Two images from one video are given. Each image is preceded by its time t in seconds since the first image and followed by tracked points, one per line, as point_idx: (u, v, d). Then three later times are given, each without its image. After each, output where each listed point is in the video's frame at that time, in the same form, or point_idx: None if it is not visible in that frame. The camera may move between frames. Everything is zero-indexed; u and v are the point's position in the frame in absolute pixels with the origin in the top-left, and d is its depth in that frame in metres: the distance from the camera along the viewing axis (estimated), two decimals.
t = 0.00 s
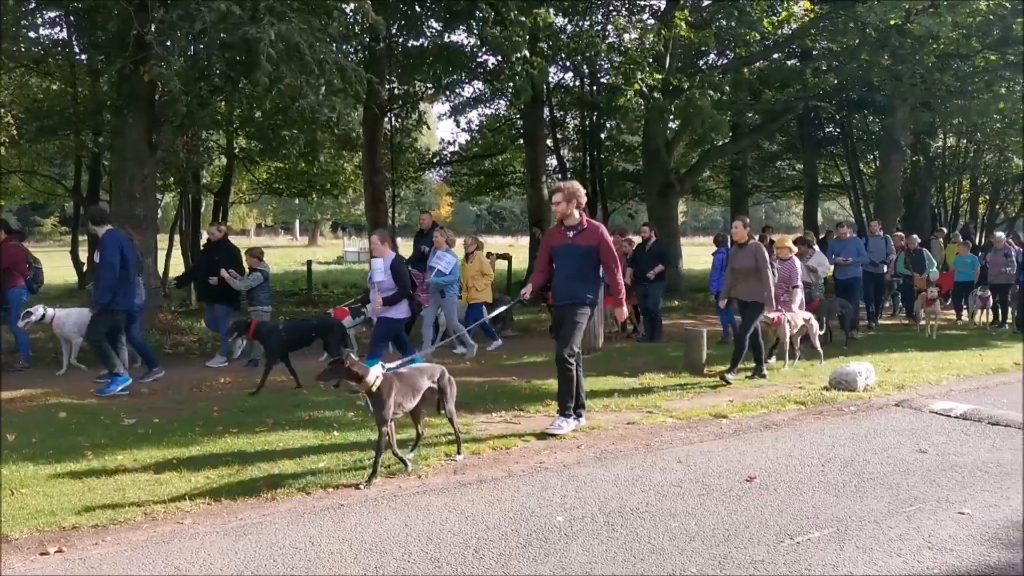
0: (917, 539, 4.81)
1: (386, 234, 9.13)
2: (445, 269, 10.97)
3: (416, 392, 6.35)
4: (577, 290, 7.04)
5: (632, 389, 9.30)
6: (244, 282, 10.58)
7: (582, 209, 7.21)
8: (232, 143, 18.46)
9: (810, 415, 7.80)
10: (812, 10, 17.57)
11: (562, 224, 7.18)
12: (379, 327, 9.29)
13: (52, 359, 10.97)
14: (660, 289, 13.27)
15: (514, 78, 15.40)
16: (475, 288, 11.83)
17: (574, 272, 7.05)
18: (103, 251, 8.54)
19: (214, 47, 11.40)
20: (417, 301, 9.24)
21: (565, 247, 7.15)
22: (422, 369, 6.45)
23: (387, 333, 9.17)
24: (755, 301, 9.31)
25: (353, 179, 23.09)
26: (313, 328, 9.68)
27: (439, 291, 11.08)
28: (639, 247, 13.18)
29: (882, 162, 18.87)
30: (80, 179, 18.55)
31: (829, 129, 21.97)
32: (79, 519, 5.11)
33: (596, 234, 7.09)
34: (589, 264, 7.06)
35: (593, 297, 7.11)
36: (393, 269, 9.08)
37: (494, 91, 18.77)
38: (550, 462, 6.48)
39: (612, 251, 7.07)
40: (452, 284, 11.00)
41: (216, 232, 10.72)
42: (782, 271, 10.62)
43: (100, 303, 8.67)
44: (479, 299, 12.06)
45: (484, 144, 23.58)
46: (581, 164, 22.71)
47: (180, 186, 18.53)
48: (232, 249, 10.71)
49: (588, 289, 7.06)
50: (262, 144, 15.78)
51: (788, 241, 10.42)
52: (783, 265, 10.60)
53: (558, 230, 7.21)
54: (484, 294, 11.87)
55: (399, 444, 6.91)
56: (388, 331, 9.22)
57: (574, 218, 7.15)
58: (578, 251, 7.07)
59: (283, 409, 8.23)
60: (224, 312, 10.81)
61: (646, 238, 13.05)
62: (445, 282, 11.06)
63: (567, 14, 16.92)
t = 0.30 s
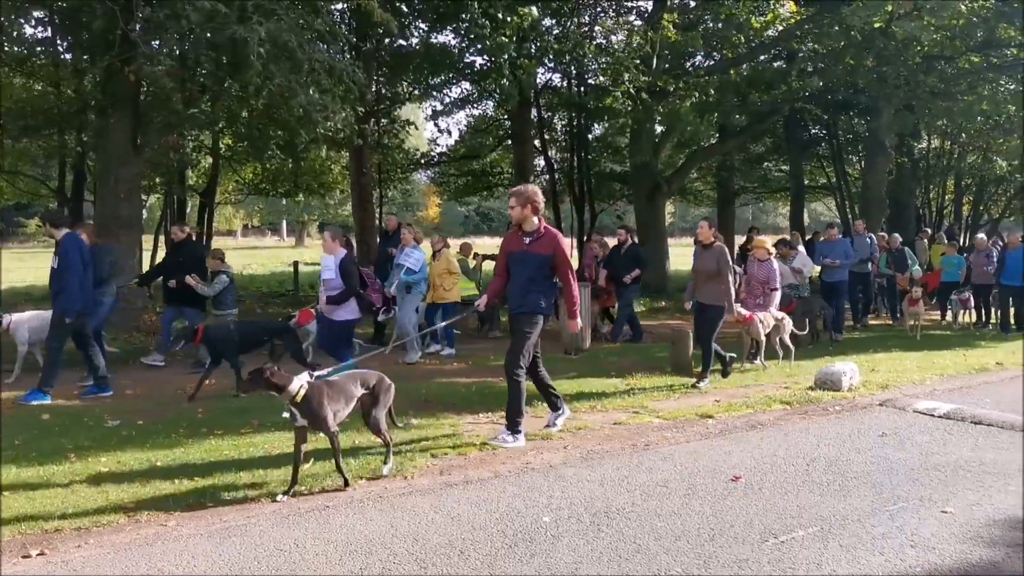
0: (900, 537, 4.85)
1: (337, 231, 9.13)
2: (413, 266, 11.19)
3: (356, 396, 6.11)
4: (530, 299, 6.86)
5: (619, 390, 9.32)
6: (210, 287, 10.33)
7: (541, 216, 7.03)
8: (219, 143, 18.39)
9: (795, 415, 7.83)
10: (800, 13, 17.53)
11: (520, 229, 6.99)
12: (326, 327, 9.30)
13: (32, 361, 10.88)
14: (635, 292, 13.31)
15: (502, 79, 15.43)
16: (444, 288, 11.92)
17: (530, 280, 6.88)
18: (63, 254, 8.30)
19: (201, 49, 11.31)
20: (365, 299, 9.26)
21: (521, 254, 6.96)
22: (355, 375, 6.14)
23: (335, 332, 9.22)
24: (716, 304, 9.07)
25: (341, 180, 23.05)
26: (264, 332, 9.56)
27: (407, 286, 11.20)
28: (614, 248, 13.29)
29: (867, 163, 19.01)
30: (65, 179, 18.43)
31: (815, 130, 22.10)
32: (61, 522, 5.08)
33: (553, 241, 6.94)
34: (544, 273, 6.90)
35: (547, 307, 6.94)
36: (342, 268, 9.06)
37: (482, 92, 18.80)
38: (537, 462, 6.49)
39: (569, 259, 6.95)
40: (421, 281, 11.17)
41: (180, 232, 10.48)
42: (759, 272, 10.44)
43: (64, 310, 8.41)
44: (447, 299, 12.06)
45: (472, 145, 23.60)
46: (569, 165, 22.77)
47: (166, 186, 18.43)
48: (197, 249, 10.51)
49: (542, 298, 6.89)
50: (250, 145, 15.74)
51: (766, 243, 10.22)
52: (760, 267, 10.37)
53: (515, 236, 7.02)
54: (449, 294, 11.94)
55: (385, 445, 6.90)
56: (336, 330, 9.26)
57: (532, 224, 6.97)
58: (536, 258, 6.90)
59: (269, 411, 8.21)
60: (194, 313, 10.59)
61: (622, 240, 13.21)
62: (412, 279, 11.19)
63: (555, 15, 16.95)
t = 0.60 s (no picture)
0: (877, 535, 4.89)
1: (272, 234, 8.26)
2: (373, 270, 10.99)
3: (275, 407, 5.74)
4: (470, 291, 6.67)
5: (599, 390, 9.35)
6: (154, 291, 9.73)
7: (488, 203, 6.78)
8: (198, 143, 18.28)
9: (773, 415, 7.88)
10: (778, 15, 17.40)
11: (465, 217, 6.78)
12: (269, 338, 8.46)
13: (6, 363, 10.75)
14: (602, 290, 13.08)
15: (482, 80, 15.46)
16: (399, 291, 11.80)
17: (467, 270, 6.69)
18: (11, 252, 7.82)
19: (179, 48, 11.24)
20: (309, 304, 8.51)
21: (463, 243, 6.76)
22: (278, 386, 5.76)
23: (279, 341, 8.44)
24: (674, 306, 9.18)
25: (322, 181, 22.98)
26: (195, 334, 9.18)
27: (366, 292, 11.03)
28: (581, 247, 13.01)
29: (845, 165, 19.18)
30: (41, 179, 18.24)
31: (794, 132, 22.28)
32: (37, 526, 5.03)
33: (496, 231, 6.68)
34: (485, 264, 6.67)
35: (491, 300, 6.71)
36: (282, 271, 8.28)
37: (463, 92, 18.84)
38: (517, 463, 6.49)
39: (508, 251, 6.62)
40: (380, 286, 11.04)
41: (127, 234, 10.09)
42: (733, 273, 10.48)
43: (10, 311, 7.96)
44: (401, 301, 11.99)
45: (453, 146, 23.58)
46: (550, 166, 22.82)
47: (144, 186, 18.29)
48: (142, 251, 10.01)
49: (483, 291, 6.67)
50: (230, 145, 15.65)
51: (740, 243, 10.36)
52: (733, 267, 10.41)
53: (460, 224, 6.82)
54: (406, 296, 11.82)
55: (364, 446, 6.89)
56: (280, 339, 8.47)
57: (476, 212, 6.74)
58: (475, 248, 6.69)
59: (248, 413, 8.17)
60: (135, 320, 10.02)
61: (587, 238, 12.90)
62: (371, 284, 11.03)
63: (536, 16, 16.98)
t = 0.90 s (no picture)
0: (852, 534, 4.93)
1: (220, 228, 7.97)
2: (332, 269, 10.28)
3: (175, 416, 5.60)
4: (397, 301, 6.44)
5: (579, 391, 9.36)
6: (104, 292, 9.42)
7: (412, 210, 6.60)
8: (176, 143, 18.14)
9: (751, 415, 7.93)
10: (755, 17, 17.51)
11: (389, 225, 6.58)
12: (207, 337, 7.94)
13: None
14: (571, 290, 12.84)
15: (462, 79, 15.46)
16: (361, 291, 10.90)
17: (392, 279, 6.47)
18: None
19: (155, 47, 11.29)
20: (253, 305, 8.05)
21: (388, 252, 6.55)
22: (176, 394, 5.62)
23: (218, 342, 7.89)
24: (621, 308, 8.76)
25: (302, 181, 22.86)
26: (126, 342, 8.79)
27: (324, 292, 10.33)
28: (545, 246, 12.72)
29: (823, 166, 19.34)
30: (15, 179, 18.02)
31: (773, 134, 22.43)
32: (10, 529, 4.97)
33: (422, 237, 6.49)
34: (412, 271, 6.47)
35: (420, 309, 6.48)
36: (228, 268, 7.92)
37: (443, 93, 18.84)
38: (496, 463, 6.49)
39: (433, 256, 6.42)
40: (339, 286, 10.34)
41: (76, 232, 9.85)
42: (708, 274, 10.51)
43: None
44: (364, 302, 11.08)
45: (433, 146, 23.54)
46: (531, 167, 22.85)
47: (121, 186, 18.12)
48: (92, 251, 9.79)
49: (411, 300, 6.45)
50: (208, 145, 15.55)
51: (715, 243, 10.35)
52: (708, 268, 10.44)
53: (385, 233, 6.62)
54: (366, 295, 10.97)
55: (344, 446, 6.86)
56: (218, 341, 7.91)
57: (401, 218, 6.55)
58: (401, 255, 6.48)
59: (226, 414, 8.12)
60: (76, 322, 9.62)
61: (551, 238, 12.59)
62: (330, 283, 10.30)
63: (516, 16, 16.98)
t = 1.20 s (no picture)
0: (829, 533, 4.97)
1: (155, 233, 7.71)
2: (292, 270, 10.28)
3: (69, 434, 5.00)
4: (323, 296, 6.16)
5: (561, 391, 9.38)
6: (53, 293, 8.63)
7: (333, 199, 6.29)
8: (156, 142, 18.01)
9: (731, 415, 7.98)
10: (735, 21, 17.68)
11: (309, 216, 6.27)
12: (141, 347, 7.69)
13: None
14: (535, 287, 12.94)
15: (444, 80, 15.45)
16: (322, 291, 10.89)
17: (314, 275, 6.19)
18: None
19: (134, 47, 11.10)
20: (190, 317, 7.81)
21: (311, 244, 6.25)
22: (72, 409, 5.01)
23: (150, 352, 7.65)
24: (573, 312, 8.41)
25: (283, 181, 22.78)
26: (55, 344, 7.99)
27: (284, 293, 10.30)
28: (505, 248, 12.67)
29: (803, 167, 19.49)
30: None
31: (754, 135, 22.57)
32: None
33: (344, 228, 6.21)
34: (337, 264, 6.19)
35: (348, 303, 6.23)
36: (164, 276, 7.68)
37: (425, 93, 18.83)
38: (476, 465, 6.49)
39: (360, 247, 6.18)
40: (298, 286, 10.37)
41: (27, 234, 9.60)
42: (688, 273, 10.53)
43: None
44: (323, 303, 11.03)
45: (415, 147, 23.51)
46: (513, 167, 22.90)
47: (100, 185, 17.95)
48: (45, 252, 9.43)
49: (338, 294, 6.18)
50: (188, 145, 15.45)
51: (696, 243, 10.38)
52: (688, 267, 10.46)
53: (305, 225, 6.31)
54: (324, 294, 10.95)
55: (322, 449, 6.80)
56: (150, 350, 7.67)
57: (322, 209, 6.24)
58: (323, 247, 6.19)
59: (206, 416, 8.06)
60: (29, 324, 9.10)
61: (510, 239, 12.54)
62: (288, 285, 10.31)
63: (497, 17, 16.97)
